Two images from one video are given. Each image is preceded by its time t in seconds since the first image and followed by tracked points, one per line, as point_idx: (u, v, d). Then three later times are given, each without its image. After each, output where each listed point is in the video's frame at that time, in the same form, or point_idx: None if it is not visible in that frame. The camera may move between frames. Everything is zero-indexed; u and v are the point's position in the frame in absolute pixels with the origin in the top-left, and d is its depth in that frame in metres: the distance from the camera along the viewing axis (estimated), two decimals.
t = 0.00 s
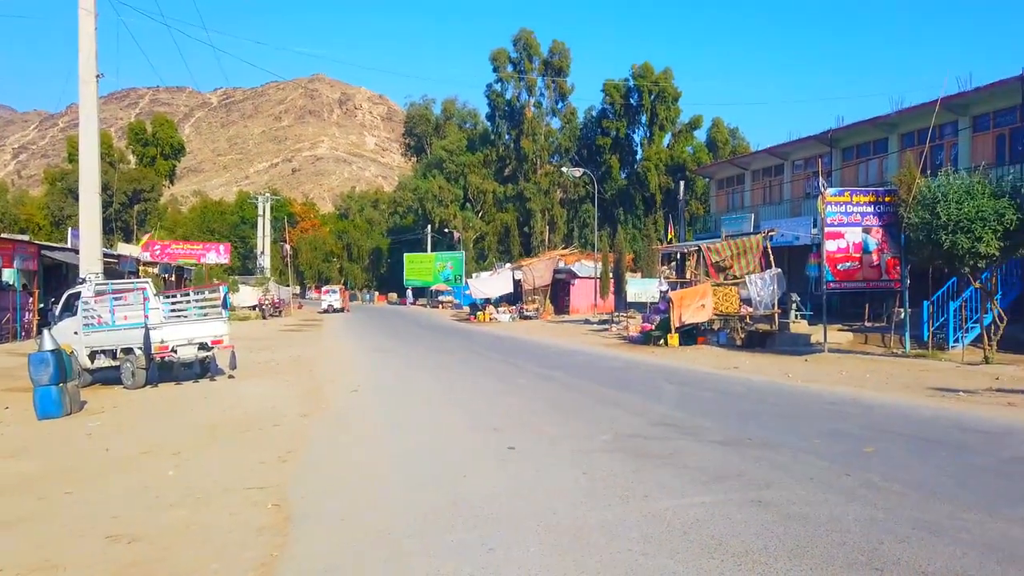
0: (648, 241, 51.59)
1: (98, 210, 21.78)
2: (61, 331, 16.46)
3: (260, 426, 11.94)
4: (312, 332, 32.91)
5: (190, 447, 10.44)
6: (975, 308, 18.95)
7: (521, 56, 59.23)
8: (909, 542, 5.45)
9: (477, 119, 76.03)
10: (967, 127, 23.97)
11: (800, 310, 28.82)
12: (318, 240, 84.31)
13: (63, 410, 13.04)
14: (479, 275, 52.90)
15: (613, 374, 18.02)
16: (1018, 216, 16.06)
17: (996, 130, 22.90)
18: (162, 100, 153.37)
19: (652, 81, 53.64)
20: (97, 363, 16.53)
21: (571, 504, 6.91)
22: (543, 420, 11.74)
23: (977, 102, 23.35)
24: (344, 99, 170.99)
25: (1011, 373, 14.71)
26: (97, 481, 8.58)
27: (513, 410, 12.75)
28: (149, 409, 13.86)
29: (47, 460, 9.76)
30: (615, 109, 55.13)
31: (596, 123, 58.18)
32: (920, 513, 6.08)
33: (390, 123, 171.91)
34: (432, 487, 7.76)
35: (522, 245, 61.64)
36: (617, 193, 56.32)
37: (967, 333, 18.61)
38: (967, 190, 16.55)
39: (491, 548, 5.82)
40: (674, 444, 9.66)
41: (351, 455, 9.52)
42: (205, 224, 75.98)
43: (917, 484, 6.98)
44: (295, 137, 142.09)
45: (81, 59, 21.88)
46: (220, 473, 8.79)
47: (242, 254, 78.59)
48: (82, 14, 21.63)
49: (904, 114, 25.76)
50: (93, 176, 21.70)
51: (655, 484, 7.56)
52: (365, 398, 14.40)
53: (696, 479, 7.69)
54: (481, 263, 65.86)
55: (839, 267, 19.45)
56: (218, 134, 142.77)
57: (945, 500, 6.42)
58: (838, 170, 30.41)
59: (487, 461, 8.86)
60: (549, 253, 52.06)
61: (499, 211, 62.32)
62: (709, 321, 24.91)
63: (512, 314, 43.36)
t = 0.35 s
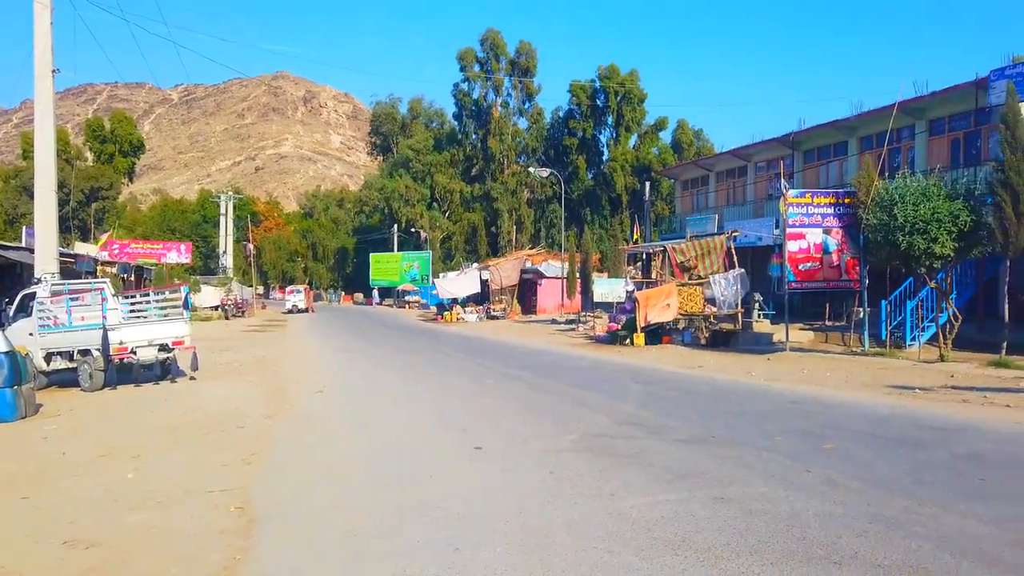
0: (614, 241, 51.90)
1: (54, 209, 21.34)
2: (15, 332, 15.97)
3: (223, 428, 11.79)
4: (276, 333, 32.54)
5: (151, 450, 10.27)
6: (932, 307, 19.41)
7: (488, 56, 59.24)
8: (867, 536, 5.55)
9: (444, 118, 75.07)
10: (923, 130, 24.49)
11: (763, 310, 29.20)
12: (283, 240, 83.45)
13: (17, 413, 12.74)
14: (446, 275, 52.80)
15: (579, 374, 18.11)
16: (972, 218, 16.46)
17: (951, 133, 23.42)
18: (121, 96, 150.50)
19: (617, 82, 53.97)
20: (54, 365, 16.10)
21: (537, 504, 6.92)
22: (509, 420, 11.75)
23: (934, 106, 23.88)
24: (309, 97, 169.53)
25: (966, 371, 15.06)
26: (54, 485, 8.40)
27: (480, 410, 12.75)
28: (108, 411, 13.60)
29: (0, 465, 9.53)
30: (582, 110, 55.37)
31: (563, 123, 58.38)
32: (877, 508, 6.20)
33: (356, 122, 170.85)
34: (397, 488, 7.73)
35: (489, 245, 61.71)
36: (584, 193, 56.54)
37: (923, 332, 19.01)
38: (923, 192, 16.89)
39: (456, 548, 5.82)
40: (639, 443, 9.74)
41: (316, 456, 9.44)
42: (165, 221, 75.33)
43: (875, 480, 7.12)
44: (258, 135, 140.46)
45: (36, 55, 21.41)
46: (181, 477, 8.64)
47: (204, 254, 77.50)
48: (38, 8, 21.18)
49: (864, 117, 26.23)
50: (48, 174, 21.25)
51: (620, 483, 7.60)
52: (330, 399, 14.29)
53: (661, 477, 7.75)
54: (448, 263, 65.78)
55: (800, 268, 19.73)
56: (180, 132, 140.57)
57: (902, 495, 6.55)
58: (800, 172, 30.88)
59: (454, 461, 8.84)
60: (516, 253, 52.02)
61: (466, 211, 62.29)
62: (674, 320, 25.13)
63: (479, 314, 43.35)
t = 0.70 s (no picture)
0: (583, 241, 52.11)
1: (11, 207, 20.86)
2: None
3: (187, 430, 11.63)
4: (242, 333, 32.17)
5: (112, 452, 10.10)
6: (892, 306, 19.82)
7: (457, 55, 59.13)
8: (827, 531, 5.64)
9: (412, 117, 75.00)
10: (884, 133, 24.96)
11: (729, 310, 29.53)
12: (248, 239, 82.48)
13: None
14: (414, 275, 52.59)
15: (547, 373, 18.17)
16: (930, 218, 16.82)
17: (911, 136, 23.88)
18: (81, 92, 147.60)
19: (586, 83, 54.19)
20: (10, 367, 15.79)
21: (504, 503, 6.92)
22: (477, 419, 11.74)
23: (894, 109, 24.33)
24: (275, 95, 167.81)
25: (925, 368, 15.38)
26: (9, 491, 8.21)
27: (448, 410, 12.73)
28: (68, 413, 13.34)
29: None
30: (551, 110, 55.48)
31: (532, 123, 58.49)
32: (839, 504, 6.30)
33: (323, 120, 169.56)
34: (364, 488, 7.70)
35: (458, 245, 61.64)
36: (553, 193, 56.63)
37: (884, 330, 19.36)
38: (883, 194, 17.20)
39: (423, 549, 5.80)
40: (606, 441, 9.79)
41: (281, 458, 9.35)
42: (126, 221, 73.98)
43: (836, 476, 7.24)
44: (223, 132, 138.70)
45: None
46: (142, 480, 8.49)
47: (167, 253, 76.32)
48: None
49: (827, 120, 26.61)
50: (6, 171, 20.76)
51: (586, 481, 7.64)
52: (297, 400, 14.16)
53: (628, 475, 7.81)
54: (417, 263, 65.57)
55: (765, 268, 19.97)
56: (142, 129, 138.24)
57: (863, 490, 6.67)
58: (765, 173, 31.26)
59: (422, 461, 8.83)
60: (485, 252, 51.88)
61: (435, 210, 62.17)
62: (642, 320, 25.30)
63: (448, 314, 43.27)
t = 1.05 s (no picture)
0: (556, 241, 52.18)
1: None
2: None
3: (154, 432, 11.45)
4: (212, 333, 31.83)
5: (77, 455, 9.95)
6: (859, 305, 20.09)
7: (430, 54, 58.97)
8: (792, 527, 5.71)
9: (385, 116, 74.45)
10: (852, 134, 25.33)
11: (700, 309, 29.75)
12: (218, 238, 81.63)
13: None
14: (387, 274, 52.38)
15: (520, 372, 18.20)
16: (896, 219, 17.10)
17: (878, 137, 24.25)
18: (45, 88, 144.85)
19: (559, 83, 54.34)
20: None
21: (474, 503, 6.92)
22: (449, 419, 11.76)
23: (860, 111, 24.70)
24: (246, 93, 166.13)
25: (891, 366, 15.64)
26: None
27: (419, 410, 12.70)
28: (31, 416, 13.09)
29: None
30: (524, 110, 55.56)
31: (505, 123, 58.50)
32: (803, 500, 6.40)
33: (294, 119, 168.31)
34: (334, 489, 7.66)
35: (432, 244, 61.56)
36: (527, 192, 56.64)
37: (851, 329, 19.67)
38: (851, 196, 17.44)
39: (393, 549, 5.78)
40: (577, 440, 9.83)
41: (250, 460, 9.25)
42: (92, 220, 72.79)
43: (804, 473, 7.33)
44: (192, 130, 137.02)
45: None
46: (107, 483, 8.36)
47: (135, 252, 75.27)
48: None
49: (796, 121, 26.92)
50: None
51: (557, 479, 7.67)
52: (267, 401, 14.02)
53: (599, 474, 7.85)
54: (390, 263, 65.34)
55: (736, 267, 20.15)
56: (109, 126, 136.06)
57: (828, 487, 6.78)
58: (736, 174, 31.55)
59: (393, 461, 8.80)
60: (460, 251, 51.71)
61: (409, 209, 61.99)
62: (615, 319, 25.45)
63: (421, 314, 43.18)
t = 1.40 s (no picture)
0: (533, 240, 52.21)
1: None
2: None
3: (123, 434, 11.31)
4: (184, 334, 31.47)
5: (42, 459, 9.78)
6: (830, 305, 20.29)
7: (405, 53, 58.80)
8: (760, 525, 5.77)
9: (360, 115, 74.15)
10: (823, 136, 25.63)
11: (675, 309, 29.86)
12: (191, 237, 80.76)
13: None
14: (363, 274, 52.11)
15: (495, 372, 18.21)
16: (866, 220, 17.38)
17: (849, 139, 24.56)
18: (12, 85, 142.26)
19: (535, 83, 54.45)
20: None
21: (446, 503, 6.93)
22: (423, 419, 11.73)
23: (832, 113, 24.99)
24: (218, 90, 164.53)
25: (861, 364, 15.87)
26: None
27: (392, 410, 12.65)
28: None
29: None
30: (501, 109, 55.59)
31: (481, 122, 58.46)
32: (772, 497, 6.47)
33: (268, 117, 167.07)
34: (305, 491, 7.61)
35: (409, 244, 61.39)
36: (504, 192, 56.63)
37: (822, 329, 19.87)
38: (821, 196, 17.64)
39: (363, 550, 5.77)
40: (551, 439, 9.87)
41: (221, 462, 9.17)
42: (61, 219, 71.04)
43: (774, 470, 7.42)
44: (164, 128, 135.38)
45: None
46: (74, 487, 8.25)
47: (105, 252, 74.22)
48: None
49: (769, 123, 27.18)
50: None
51: (529, 479, 7.69)
52: (240, 403, 13.90)
53: (570, 473, 7.88)
54: (366, 263, 65.07)
55: (710, 267, 20.31)
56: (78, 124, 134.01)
57: (795, 484, 6.87)
58: (710, 174, 31.79)
59: (366, 462, 8.78)
60: (436, 251, 51.52)
61: (385, 209, 61.75)
62: (591, 319, 25.52)
63: (397, 314, 43.04)
